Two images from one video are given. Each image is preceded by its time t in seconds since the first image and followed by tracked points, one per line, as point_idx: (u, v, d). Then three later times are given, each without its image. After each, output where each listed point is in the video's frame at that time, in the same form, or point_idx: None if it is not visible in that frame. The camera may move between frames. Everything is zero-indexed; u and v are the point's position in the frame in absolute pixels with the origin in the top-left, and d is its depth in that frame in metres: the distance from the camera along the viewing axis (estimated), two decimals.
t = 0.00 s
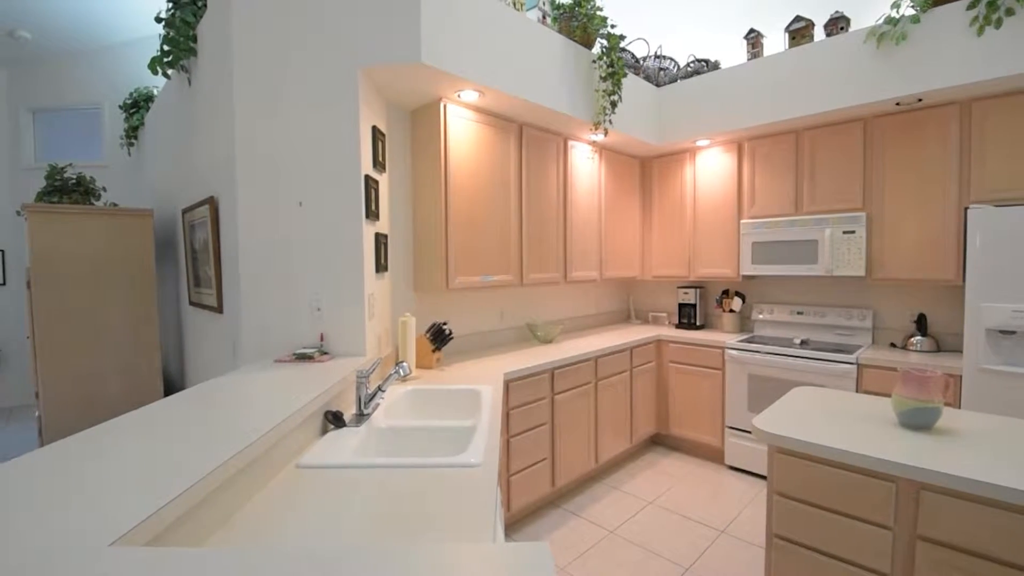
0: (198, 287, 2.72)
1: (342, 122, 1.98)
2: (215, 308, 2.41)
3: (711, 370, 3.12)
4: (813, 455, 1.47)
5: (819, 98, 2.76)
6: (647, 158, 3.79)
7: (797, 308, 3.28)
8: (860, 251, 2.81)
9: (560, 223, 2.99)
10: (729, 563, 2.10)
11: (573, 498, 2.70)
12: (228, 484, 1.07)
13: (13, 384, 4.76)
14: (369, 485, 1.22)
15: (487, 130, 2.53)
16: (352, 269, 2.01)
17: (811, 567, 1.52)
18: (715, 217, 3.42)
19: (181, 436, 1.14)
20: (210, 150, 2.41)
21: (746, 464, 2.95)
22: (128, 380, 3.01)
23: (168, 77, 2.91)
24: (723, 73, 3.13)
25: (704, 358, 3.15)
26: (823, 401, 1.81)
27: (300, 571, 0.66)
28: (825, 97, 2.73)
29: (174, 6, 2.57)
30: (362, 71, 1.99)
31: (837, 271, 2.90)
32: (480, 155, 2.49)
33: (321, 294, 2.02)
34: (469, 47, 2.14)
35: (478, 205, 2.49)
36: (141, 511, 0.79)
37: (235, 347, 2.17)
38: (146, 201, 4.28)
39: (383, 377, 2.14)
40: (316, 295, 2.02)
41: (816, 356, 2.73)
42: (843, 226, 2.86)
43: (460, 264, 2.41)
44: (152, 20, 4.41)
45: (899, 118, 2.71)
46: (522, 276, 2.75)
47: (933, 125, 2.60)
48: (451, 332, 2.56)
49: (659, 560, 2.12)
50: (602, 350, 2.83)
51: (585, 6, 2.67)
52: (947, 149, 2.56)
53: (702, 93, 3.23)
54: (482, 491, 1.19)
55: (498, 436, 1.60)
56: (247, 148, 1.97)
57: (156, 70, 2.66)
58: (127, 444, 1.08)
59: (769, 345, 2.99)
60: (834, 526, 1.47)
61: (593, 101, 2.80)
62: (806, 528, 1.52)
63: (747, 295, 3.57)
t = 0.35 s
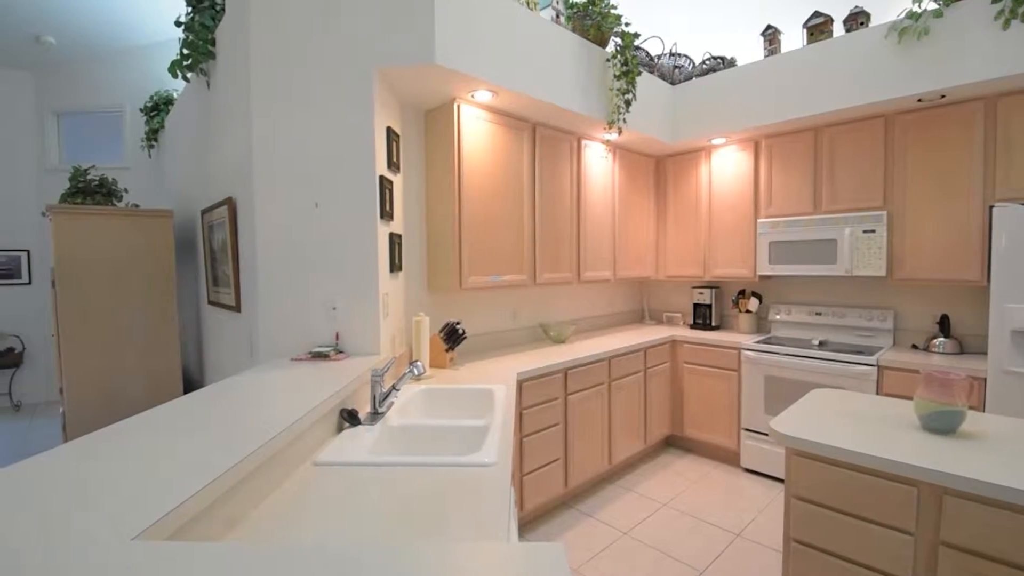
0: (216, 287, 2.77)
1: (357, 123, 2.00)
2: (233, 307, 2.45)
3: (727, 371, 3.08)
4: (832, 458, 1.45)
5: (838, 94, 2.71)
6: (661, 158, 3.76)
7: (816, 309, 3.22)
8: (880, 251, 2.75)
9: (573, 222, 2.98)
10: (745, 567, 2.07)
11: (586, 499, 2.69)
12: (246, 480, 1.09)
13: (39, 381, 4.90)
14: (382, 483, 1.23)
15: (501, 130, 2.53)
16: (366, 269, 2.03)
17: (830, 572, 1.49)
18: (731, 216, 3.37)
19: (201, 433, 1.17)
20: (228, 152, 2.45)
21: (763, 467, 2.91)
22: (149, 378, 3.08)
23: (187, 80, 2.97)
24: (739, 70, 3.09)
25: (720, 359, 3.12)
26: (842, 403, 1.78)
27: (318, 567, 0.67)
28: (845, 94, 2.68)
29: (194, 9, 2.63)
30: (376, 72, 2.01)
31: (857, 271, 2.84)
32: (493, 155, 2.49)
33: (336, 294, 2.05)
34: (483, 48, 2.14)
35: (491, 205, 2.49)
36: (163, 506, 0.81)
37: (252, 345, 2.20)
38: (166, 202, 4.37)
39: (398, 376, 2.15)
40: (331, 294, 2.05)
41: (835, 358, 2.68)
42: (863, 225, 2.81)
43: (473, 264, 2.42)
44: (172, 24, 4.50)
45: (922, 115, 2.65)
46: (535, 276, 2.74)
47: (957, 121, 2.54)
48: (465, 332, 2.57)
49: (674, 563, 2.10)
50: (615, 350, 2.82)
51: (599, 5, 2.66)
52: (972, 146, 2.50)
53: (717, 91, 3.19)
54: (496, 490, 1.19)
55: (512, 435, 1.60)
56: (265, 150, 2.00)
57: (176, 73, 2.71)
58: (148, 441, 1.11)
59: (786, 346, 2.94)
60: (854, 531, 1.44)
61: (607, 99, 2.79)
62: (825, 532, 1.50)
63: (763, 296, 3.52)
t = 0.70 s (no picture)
0: (234, 286, 2.81)
1: (372, 125, 2.01)
2: (251, 306, 2.50)
3: (743, 373, 3.05)
4: (851, 461, 1.42)
5: (858, 90, 2.65)
6: (675, 156, 3.72)
7: (835, 309, 3.16)
8: (902, 250, 2.69)
9: (586, 222, 2.97)
10: (762, 570, 2.04)
11: (599, 500, 2.68)
12: (264, 477, 1.11)
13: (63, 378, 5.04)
14: (397, 482, 1.24)
15: (514, 130, 2.53)
16: (381, 269, 2.05)
17: None
18: (747, 215, 3.33)
19: (220, 430, 1.19)
20: (246, 153, 2.49)
21: (780, 470, 2.87)
22: (169, 375, 3.15)
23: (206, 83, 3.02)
24: (756, 68, 3.05)
25: (735, 360, 3.08)
26: (862, 406, 1.75)
27: (334, 565, 0.68)
28: (865, 90, 2.63)
29: (213, 14, 2.65)
30: (391, 74, 2.03)
31: (877, 271, 2.78)
32: (507, 155, 2.50)
33: (352, 293, 2.07)
34: (497, 48, 2.15)
35: (504, 204, 2.50)
36: (184, 501, 0.83)
37: (270, 344, 2.23)
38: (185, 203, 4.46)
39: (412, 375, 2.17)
40: (346, 294, 2.07)
41: (855, 359, 2.63)
42: (884, 224, 2.75)
43: (487, 264, 2.43)
44: (191, 29, 4.59)
45: (946, 110, 2.58)
46: (549, 275, 2.74)
47: (982, 117, 2.47)
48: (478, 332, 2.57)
49: (689, 565, 2.08)
50: (629, 350, 2.80)
51: (613, 3, 2.64)
52: (998, 142, 2.43)
53: (733, 88, 3.15)
54: (511, 490, 1.20)
55: (526, 435, 1.60)
56: (282, 151, 2.03)
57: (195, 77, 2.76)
58: (170, 437, 1.13)
59: (804, 347, 2.90)
60: (874, 536, 1.41)
61: (622, 98, 2.77)
62: (844, 536, 1.47)
63: (780, 296, 3.47)
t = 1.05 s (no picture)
0: (252, 285, 2.86)
1: (387, 126, 2.03)
2: (268, 306, 2.54)
3: (759, 374, 3.01)
4: (872, 465, 1.39)
5: (879, 87, 2.60)
6: (690, 155, 3.69)
7: (854, 310, 3.10)
8: (924, 250, 2.63)
9: (600, 221, 2.96)
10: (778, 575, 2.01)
11: (612, 501, 2.66)
12: (281, 474, 1.12)
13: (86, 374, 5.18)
14: (412, 480, 1.25)
15: (528, 130, 2.53)
16: (395, 268, 2.06)
17: None
18: (763, 214, 3.28)
19: (239, 427, 1.21)
20: (263, 155, 2.53)
21: (797, 473, 2.82)
22: (188, 373, 3.21)
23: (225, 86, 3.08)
24: (773, 65, 3.00)
25: (752, 361, 3.04)
26: (883, 409, 1.71)
27: (350, 563, 0.68)
28: (887, 86, 2.57)
29: (230, 18, 2.72)
30: (405, 75, 2.04)
31: (899, 271, 2.72)
32: (520, 155, 2.50)
33: (367, 293, 2.09)
34: (511, 47, 2.15)
35: (518, 204, 2.50)
36: (204, 497, 0.84)
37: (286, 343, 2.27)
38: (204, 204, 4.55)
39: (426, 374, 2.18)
40: (361, 293, 2.09)
41: (875, 361, 2.58)
42: (906, 223, 2.68)
43: (500, 264, 2.43)
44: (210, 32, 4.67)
45: (971, 106, 2.52)
46: (562, 275, 2.73)
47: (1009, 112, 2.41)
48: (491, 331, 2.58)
49: (704, 569, 2.06)
50: (644, 351, 2.78)
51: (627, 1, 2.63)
52: None
53: (749, 86, 3.11)
54: (525, 490, 1.20)
55: (540, 435, 1.60)
56: (298, 152, 2.06)
57: (214, 80, 2.82)
58: (190, 434, 1.16)
59: (822, 348, 2.85)
60: (895, 541, 1.38)
61: (636, 97, 2.75)
62: (864, 541, 1.44)
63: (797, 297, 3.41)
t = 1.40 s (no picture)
0: (269, 285, 2.91)
1: (401, 126, 2.05)
2: (284, 305, 2.57)
3: (775, 375, 2.96)
4: (893, 470, 1.36)
5: (901, 82, 2.54)
6: (706, 154, 3.65)
7: (874, 311, 3.03)
8: (948, 249, 2.56)
9: (614, 221, 2.94)
10: None
11: (626, 503, 2.65)
12: (298, 471, 1.14)
13: (108, 371, 5.31)
14: (427, 478, 1.26)
15: (541, 129, 2.53)
16: (409, 268, 2.08)
17: None
18: (781, 213, 3.23)
19: (257, 425, 1.23)
20: (280, 156, 2.57)
21: (815, 476, 2.78)
22: (207, 371, 3.27)
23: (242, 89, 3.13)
24: (791, 61, 2.95)
25: (768, 362, 3.00)
26: (905, 411, 1.67)
27: (366, 561, 0.69)
28: (909, 82, 2.51)
29: (247, 21, 2.77)
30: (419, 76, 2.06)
31: (921, 271, 2.66)
32: (533, 154, 2.49)
33: (381, 292, 2.11)
34: (524, 47, 2.15)
35: (531, 204, 2.50)
36: (223, 493, 0.86)
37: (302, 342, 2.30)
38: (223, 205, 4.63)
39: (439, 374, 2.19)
40: (375, 292, 2.11)
41: (895, 363, 2.52)
42: (928, 222, 2.62)
43: (513, 263, 2.43)
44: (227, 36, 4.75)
45: (997, 101, 2.45)
46: (575, 275, 2.72)
47: None
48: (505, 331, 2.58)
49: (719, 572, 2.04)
50: (658, 352, 2.76)
51: None
52: None
53: (766, 83, 3.06)
54: (538, 490, 1.20)
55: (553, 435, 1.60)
56: (314, 154, 2.09)
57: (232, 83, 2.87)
58: (210, 431, 1.18)
59: (841, 349, 2.79)
60: (917, 548, 1.35)
61: (651, 95, 2.73)
62: (883, 547, 1.41)
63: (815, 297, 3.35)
